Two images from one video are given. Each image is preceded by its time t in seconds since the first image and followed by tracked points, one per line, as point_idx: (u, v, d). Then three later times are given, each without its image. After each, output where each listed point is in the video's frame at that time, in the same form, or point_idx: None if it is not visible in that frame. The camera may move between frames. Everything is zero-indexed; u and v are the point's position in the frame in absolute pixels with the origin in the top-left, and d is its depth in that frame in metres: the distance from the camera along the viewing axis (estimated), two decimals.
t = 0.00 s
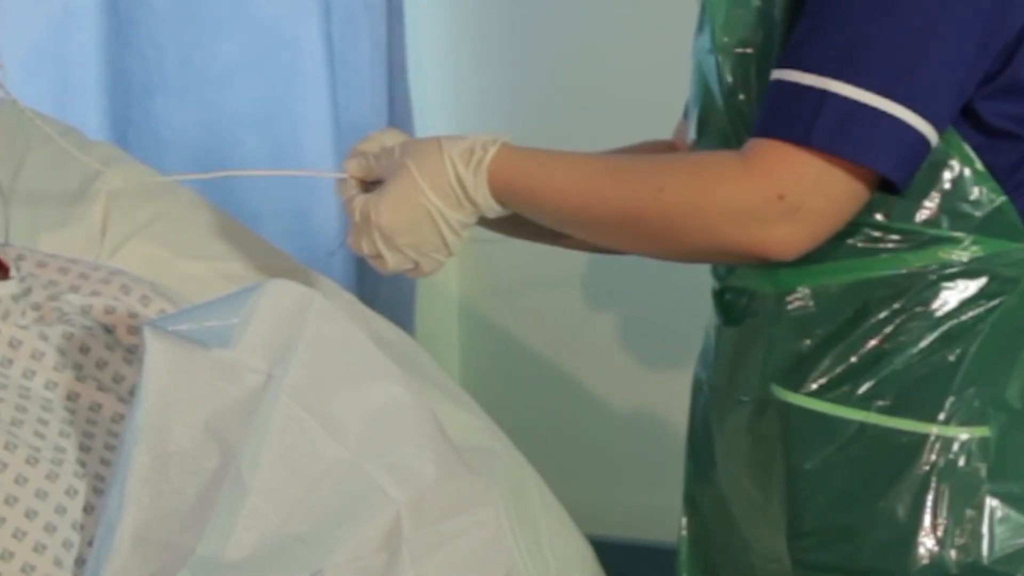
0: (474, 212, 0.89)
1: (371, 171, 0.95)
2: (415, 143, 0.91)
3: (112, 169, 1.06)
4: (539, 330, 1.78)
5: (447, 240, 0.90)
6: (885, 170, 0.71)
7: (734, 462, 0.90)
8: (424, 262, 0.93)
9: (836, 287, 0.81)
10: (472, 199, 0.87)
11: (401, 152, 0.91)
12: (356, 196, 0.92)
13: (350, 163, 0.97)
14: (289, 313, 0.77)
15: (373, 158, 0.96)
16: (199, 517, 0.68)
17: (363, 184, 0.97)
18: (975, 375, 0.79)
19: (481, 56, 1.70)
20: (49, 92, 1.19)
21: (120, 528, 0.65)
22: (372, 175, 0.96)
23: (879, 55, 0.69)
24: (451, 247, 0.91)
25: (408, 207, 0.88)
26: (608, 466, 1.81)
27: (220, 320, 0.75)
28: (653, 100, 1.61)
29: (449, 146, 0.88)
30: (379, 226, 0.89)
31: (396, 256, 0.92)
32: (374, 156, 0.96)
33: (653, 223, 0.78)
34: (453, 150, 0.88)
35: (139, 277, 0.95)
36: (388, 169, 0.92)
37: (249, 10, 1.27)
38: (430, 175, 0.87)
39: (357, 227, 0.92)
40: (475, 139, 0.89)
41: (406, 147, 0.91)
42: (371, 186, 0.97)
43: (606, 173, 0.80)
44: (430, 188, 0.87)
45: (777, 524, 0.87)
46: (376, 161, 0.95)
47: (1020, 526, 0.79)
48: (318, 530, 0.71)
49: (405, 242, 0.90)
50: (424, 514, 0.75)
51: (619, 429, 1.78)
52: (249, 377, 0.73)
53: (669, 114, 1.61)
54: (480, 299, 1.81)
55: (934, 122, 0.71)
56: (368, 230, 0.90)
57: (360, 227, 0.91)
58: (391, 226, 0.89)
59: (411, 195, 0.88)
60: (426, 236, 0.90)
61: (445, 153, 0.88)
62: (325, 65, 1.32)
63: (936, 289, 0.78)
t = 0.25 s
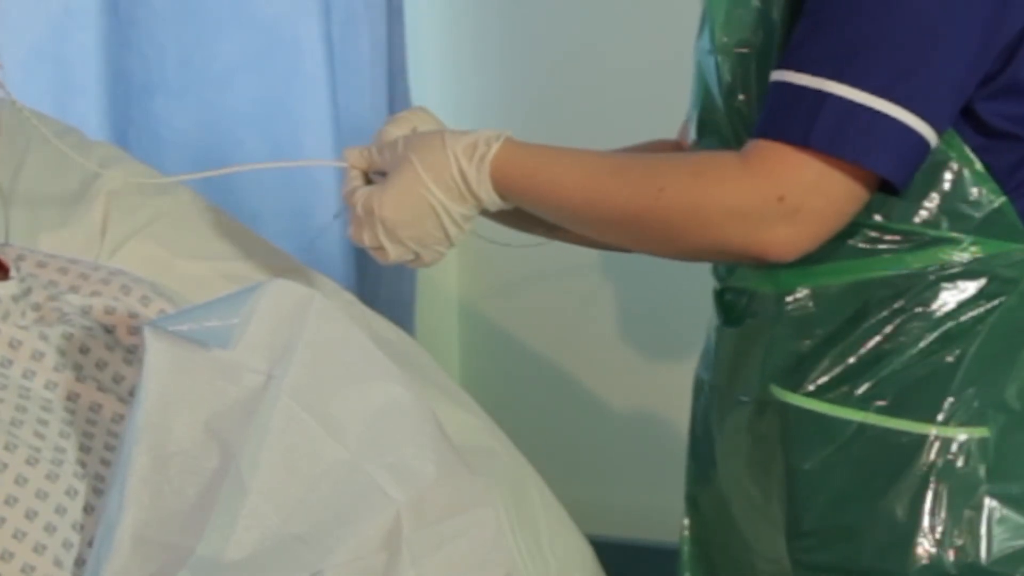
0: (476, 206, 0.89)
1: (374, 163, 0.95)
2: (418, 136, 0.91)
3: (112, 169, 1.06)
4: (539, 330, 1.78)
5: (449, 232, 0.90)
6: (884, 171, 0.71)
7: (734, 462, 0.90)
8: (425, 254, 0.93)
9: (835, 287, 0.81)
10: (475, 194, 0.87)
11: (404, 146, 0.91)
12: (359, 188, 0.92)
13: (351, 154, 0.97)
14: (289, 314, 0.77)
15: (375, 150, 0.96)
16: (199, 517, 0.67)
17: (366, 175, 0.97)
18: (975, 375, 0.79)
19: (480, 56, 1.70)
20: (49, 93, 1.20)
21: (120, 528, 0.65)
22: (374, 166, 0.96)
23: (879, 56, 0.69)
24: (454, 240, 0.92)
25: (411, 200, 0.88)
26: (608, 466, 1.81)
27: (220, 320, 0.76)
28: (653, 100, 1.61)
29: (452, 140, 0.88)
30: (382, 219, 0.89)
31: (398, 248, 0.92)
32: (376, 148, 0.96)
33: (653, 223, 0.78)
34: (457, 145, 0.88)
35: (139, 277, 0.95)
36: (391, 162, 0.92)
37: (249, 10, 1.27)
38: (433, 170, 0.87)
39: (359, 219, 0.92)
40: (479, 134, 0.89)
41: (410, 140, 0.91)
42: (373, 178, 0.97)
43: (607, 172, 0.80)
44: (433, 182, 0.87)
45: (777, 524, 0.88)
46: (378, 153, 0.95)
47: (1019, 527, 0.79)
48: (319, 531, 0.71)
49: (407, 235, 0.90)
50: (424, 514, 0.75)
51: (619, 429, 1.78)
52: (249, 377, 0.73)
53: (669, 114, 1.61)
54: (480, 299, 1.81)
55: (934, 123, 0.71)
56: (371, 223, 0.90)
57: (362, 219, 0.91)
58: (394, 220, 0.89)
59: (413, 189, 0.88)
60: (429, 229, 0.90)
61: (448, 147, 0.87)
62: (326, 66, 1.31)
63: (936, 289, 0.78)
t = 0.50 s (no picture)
0: (479, 206, 0.89)
1: (377, 163, 0.95)
2: (424, 135, 0.92)
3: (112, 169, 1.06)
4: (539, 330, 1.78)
5: (453, 232, 0.90)
6: (884, 172, 0.71)
7: (735, 462, 0.90)
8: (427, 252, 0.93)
9: (836, 288, 0.81)
10: (479, 193, 0.87)
11: (410, 145, 0.91)
12: (364, 187, 0.92)
13: (353, 153, 0.97)
14: (289, 314, 0.77)
15: (379, 149, 0.96)
16: (199, 517, 0.67)
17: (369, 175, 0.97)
18: (975, 376, 0.79)
19: (481, 57, 1.70)
20: (49, 93, 1.20)
21: (120, 528, 0.65)
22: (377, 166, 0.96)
23: (880, 56, 0.69)
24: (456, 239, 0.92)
25: (416, 199, 0.88)
26: (608, 466, 1.81)
27: (220, 321, 0.76)
28: (652, 100, 1.61)
29: (458, 139, 0.88)
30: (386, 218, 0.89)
31: (401, 246, 0.92)
32: (380, 147, 0.96)
33: (654, 224, 0.78)
34: (463, 143, 0.88)
35: (139, 277, 0.95)
36: (397, 160, 0.92)
37: (249, 10, 1.27)
38: (439, 168, 0.87)
39: (363, 217, 0.92)
40: (484, 133, 0.89)
41: (415, 139, 0.92)
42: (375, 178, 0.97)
43: (609, 172, 0.80)
44: (438, 181, 0.87)
45: (778, 524, 0.87)
46: (382, 152, 0.95)
47: (1019, 528, 0.79)
48: (319, 531, 0.71)
49: (411, 233, 0.90)
50: (424, 515, 0.75)
51: (619, 429, 1.78)
52: (248, 377, 0.73)
53: (669, 114, 1.61)
54: (480, 299, 1.81)
55: (935, 124, 0.71)
56: (375, 221, 0.90)
57: (366, 217, 0.91)
58: (398, 218, 0.89)
59: (418, 187, 0.88)
60: (433, 227, 0.90)
61: (454, 145, 0.88)
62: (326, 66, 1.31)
63: (937, 290, 0.78)
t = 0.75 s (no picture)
0: (480, 204, 0.89)
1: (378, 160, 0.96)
2: (426, 133, 0.92)
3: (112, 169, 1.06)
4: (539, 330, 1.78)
5: (453, 229, 0.90)
6: (885, 172, 0.71)
7: (736, 462, 0.90)
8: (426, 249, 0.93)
9: (837, 288, 0.81)
10: (481, 190, 0.87)
11: (412, 142, 0.91)
12: (365, 183, 0.92)
13: (355, 149, 0.97)
14: (289, 315, 0.77)
15: (382, 146, 0.96)
16: (199, 517, 0.67)
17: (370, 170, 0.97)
18: (976, 376, 0.79)
19: (481, 57, 1.70)
20: (49, 93, 1.20)
21: (120, 528, 0.65)
22: (380, 163, 0.96)
23: (881, 56, 0.69)
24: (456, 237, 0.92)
25: (417, 195, 0.88)
26: (608, 466, 1.81)
27: (220, 321, 0.75)
28: (652, 100, 1.61)
29: (460, 136, 0.89)
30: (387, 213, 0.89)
31: (400, 242, 0.92)
32: (382, 144, 0.96)
33: (655, 224, 0.78)
34: (466, 140, 0.88)
35: (139, 276, 0.95)
36: (399, 157, 0.92)
37: (249, 10, 1.27)
38: (441, 164, 0.88)
39: (363, 212, 0.91)
40: (487, 130, 0.89)
41: (418, 136, 0.92)
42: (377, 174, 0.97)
43: (610, 172, 0.80)
44: (440, 177, 0.87)
45: (778, 524, 0.88)
46: (385, 149, 0.95)
47: (1020, 529, 0.79)
48: (319, 531, 0.71)
49: (412, 230, 0.90)
50: (424, 514, 0.75)
51: (619, 429, 1.78)
52: (248, 377, 0.73)
53: (669, 114, 1.61)
54: (480, 299, 1.81)
55: (937, 124, 0.71)
56: (376, 216, 0.90)
57: (367, 213, 0.91)
58: (399, 214, 0.89)
59: (420, 183, 0.88)
60: (433, 224, 0.90)
61: (457, 142, 0.88)
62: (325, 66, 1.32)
63: (938, 290, 0.78)
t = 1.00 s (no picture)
0: (480, 201, 0.89)
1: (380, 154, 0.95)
2: (428, 128, 0.92)
3: (112, 169, 1.06)
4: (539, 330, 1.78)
5: (453, 225, 0.90)
6: (885, 173, 0.71)
7: (736, 462, 0.90)
8: (425, 243, 0.93)
9: (837, 289, 0.81)
10: (482, 186, 0.87)
11: (413, 137, 0.91)
12: (365, 176, 0.93)
13: (355, 141, 0.97)
14: (289, 315, 0.77)
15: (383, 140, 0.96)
16: (199, 517, 0.67)
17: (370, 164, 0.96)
18: (977, 377, 0.79)
19: (481, 57, 1.70)
20: (49, 93, 1.20)
21: (120, 528, 0.65)
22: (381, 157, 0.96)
23: (881, 57, 0.69)
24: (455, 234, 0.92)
25: (417, 190, 0.88)
26: (608, 466, 1.81)
27: (220, 320, 0.75)
28: (652, 100, 1.61)
29: (462, 132, 0.88)
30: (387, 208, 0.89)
31: (399, 237, 0.92)
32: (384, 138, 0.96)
33: (655, 224, 0.78)
34: (467, 137, 0.88)
35: (139, 277, 0.95)
36: (400, 151, 0.92)
37: (249, 10, 1.27)
38: (442, 159, 0.88)
39: (363, 207, 0.91)
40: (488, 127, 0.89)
41: (419, 131, 0.92)
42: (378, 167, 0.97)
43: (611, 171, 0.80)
44: (441, 173, 0.87)
45: (778, 524, 0.88)
46: (387, 143, 0.95)
47: (1021, 530, 0.79)
48: (319, 531, 0.71)
49: (412, 225, 0.90)
50: (424, 515, 0.75)
51: (619, 429, 1.78)
52: (248, 377, 0.73)
53: (669, 115, 1.61)
54: (480, 299, 1.81)
55: (937, 125, 0.71)
56: (376, 210, 0.90)
57: (367, 208, 0.91)
58: (398, 209, 0.89)
59: (420, 178, 0.88)
60: (432, 220, 0.90)
61: (457, 138, 0.88)
62: (326, 66, 1.32)
63: (939, 291, 0.78)
